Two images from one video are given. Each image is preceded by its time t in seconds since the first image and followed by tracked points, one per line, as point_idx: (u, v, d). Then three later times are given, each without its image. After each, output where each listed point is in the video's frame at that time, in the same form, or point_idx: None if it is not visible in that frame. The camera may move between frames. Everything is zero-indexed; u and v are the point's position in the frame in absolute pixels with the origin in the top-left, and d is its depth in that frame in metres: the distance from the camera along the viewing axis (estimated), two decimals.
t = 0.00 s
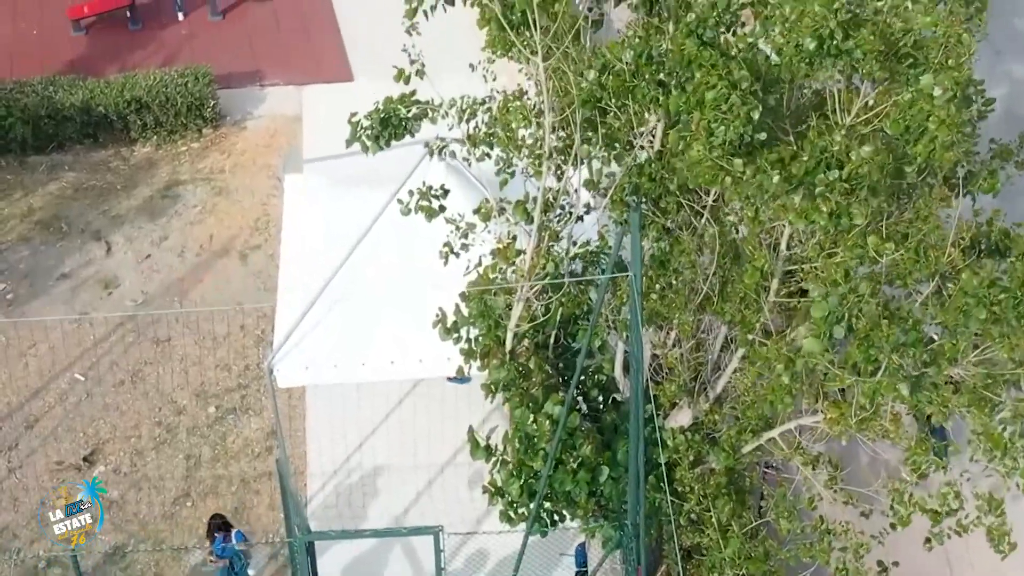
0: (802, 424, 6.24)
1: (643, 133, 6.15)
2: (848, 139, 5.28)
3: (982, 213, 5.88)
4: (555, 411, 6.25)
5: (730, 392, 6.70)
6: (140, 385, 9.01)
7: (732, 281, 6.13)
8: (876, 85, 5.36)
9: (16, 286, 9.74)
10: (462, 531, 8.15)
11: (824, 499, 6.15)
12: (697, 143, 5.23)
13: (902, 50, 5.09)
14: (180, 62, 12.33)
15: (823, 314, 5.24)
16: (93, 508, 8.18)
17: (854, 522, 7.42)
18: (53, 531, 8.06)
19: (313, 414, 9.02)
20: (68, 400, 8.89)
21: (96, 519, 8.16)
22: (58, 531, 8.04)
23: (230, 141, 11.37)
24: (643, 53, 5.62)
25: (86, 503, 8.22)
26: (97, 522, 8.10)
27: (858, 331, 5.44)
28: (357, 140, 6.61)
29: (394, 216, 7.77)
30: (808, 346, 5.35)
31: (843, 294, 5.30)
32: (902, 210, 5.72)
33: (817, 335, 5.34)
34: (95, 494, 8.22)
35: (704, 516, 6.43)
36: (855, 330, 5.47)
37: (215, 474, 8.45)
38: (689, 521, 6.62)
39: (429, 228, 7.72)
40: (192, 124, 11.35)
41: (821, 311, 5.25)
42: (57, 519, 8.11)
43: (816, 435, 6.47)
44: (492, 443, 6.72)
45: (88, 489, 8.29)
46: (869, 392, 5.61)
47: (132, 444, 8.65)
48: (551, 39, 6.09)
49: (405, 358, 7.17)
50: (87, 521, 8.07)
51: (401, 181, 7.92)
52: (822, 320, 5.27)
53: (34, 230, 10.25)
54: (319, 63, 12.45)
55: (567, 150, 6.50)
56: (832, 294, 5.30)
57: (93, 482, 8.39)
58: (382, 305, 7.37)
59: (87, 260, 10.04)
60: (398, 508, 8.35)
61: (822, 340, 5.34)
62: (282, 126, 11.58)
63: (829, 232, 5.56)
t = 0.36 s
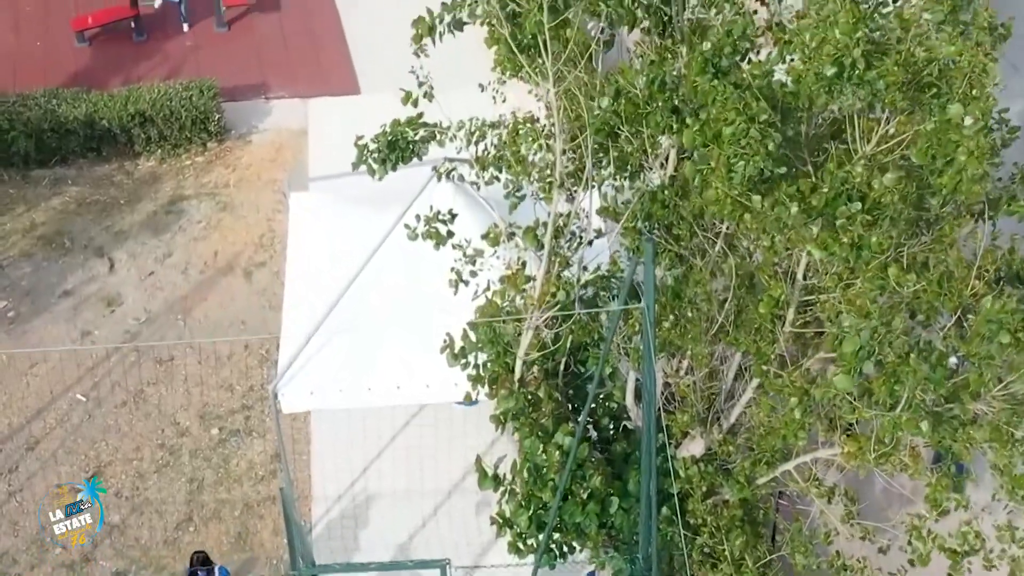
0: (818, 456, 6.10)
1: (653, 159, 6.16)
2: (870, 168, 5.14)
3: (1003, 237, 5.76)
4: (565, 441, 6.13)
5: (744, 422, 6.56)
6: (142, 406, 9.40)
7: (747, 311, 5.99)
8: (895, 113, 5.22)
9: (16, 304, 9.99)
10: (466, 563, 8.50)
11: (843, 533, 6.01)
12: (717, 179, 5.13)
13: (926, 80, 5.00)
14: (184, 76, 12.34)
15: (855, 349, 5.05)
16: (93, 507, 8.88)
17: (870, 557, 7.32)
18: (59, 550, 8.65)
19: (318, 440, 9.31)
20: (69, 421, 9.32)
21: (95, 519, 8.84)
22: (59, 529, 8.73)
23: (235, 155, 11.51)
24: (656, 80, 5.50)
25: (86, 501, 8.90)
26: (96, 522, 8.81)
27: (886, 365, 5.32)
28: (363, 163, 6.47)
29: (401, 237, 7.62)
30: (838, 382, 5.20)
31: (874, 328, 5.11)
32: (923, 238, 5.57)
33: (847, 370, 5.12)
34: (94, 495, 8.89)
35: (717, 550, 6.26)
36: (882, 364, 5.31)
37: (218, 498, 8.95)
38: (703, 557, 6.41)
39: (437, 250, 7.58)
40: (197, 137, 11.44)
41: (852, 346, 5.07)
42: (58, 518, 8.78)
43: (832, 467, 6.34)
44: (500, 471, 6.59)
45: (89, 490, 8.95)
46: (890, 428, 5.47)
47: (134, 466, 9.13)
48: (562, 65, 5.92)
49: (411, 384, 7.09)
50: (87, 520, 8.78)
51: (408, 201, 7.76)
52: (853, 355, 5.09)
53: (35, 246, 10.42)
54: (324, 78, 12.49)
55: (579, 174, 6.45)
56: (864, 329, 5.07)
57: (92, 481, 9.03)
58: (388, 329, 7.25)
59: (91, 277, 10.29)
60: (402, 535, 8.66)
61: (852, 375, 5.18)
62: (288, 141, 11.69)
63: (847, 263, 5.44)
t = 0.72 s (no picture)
0: (834, 490, 5.93)
1: (664, 184, 6.04)
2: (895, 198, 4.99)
3: None
4: (574, 472, 5.96)
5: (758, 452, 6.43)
6: (144, 427, 9.71)
7: (761, 340, 5.88)
8: (916, 141, 5.01)
9: (18, 320, 10.52)
10: None
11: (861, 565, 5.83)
12: (733, 209, 5.07)
13: (948, 108, 4.75)
14: (186, 87, 13.39)
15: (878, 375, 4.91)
16: (93, 506, 9.15)
17: None
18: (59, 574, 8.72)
19: (322, 464, 9.53)
20: (69, 442, 9.58)
21: (96, 518, 9.10)
22: (59, 529, 8.94)
23: (238, 170, 12.48)
24: (672, 109, 5.41)
25: (86, 500, 9.17)
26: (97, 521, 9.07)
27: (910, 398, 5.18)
28: (368, 188, 6.34)
29: (406, 257, 7.46)
30: (863, 410, 5.06)
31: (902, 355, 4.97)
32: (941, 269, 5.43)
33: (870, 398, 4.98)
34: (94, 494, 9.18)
35: None
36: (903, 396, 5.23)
37: (218, 522, 9.06)
38: None
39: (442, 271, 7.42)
40: (201, 151, 12.49)
41: (877, 373, 5.02)
42: (57, 518, 9.00)
43: (846, 499, 6.20)
44: (507, 501, 6.39)
45: (90, 490, 9.25)
46: (910, 463, 5.32)
47: (134, 489, 9.31)
48: (574, 90, 5.84)
49: (416, 409, 6.97)
50: (87, 520, 9.01)
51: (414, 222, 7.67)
52: (879, 383, 5.02)
53: (37, 261, 11.10)
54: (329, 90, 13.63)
55: (588, 198, 6.31)
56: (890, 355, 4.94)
57: (93, 482, 9.31)
58: (393, 353, 7.14)
59: (94, 294, 10.82)
60: (407, 562, 8.75)
61: (877, 403, 5.06)
62: (291, 153, 12.66)
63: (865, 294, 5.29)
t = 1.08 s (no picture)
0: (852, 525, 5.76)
1: (674, 212, 5.91)
2: (915, 235, 4.84)
3: None
4: (583, 504, 5.77)
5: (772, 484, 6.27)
6: (145, 448, 9.78)
7: (774, 371, 5.72)
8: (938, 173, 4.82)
9: (18, 338, 10.74)
10: None
11: None
12: (749, 236, 4.92)
13: (971, 140, 4.58)
14: (190, 100, 13.74)
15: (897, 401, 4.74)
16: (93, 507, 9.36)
17: None
18: None
19: (325, 488, 9.40)
20: (69, 464, 9.61)
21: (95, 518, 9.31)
22: (59, 529, 9.16)
23: (243, 185, 12.70)
24: (689, 138, 5.34)
25: (86, 501, 9.40)
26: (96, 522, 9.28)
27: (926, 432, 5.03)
28: (373, 214, 6.22)
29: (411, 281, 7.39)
30: (878, 435, 4.87)
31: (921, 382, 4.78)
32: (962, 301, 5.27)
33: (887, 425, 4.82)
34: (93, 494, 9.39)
35: None
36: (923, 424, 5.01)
37: (221, 547, 9.09)
38: None
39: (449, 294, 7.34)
40: (204, 165, 12.72)
41: (895, 398, 4.76)
42: (58, 518, 9.22)
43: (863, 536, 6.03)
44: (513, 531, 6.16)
45: (89, 491, 9.45)
46: (930, 500, 5.12)
47: (135, 513, 9.33)
48: (584, 115, 5.76)
49: (421, 437, 6.89)
50: (87, 520, 9.24)
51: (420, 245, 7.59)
52: (896, 409, 4.80)
53: (38, 277, 11.34)
54: (335, 102, 13.92)
55: (599, 223, 6.15)
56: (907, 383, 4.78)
57: (92, 482, 9.52)
58: (397, 379, 7.05)
59: (95, 311, 11.05)
60: None
61: (894, 429, 4.86)
62: (295, 168, 12.94)
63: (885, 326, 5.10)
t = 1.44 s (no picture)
0: (867, 566, 5.64)
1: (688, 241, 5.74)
2: (935, 276, 4.69)
3: None
4: (592, 540, 5.60)
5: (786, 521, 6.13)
6: (147, 471, 9.73)
7: (789, 407, 5.55)
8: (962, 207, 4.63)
9: (18, 357, 10.75)
10: None
11: None
12: (767, 271, 4.73)
13: (996, 176, 4.31)
14: (192, 114, 13.66)
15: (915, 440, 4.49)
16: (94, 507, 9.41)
17: None
18: None
19: (329, 514, 9.41)
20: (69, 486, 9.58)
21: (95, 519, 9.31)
22: (59, 529, 9.20)
23: (246, 201, 12.72)
24: (706, 165, 5.17)
25: (86, 501, 9.38)
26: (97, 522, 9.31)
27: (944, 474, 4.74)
28: (377, 240, 6.09)
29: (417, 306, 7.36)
30: (894, 476, 4.61)
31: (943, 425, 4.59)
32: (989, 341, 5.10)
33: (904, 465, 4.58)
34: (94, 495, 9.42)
35: None
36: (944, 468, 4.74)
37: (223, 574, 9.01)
38: None
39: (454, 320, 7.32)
40: (208, 181, 12.76)
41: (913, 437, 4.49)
42: (58, 518, 9.25)
43: None
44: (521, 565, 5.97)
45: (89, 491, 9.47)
46: (948, 544, 4.87)
47: (135, 539, 9.24)
48: (594, 141, 5.63)
49: (427, 465, 6.74)
50: (87, 520, 9.24)
51: (425, 270, 7.57)
52: (913, 449, 4.57)
53: (39, 295, 11.37)
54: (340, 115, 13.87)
55: (609, 250, 6.05)
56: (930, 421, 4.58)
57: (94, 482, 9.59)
58: (403, 404, 6.97)
59: (97, 329, 11.08)
60: None
61: (910, 469, 4.61)
62: (301, 182, 12.99)
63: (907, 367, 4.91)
